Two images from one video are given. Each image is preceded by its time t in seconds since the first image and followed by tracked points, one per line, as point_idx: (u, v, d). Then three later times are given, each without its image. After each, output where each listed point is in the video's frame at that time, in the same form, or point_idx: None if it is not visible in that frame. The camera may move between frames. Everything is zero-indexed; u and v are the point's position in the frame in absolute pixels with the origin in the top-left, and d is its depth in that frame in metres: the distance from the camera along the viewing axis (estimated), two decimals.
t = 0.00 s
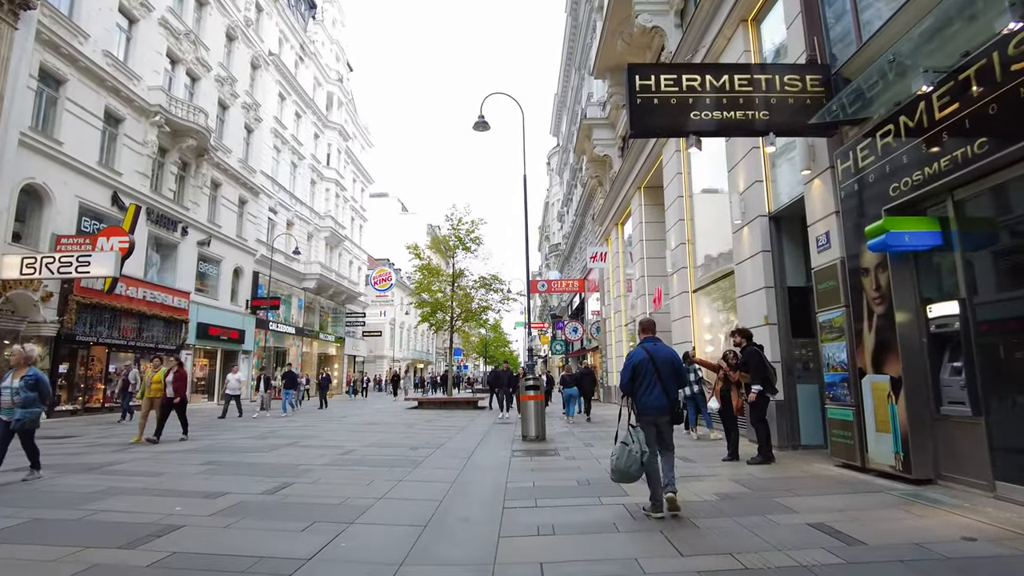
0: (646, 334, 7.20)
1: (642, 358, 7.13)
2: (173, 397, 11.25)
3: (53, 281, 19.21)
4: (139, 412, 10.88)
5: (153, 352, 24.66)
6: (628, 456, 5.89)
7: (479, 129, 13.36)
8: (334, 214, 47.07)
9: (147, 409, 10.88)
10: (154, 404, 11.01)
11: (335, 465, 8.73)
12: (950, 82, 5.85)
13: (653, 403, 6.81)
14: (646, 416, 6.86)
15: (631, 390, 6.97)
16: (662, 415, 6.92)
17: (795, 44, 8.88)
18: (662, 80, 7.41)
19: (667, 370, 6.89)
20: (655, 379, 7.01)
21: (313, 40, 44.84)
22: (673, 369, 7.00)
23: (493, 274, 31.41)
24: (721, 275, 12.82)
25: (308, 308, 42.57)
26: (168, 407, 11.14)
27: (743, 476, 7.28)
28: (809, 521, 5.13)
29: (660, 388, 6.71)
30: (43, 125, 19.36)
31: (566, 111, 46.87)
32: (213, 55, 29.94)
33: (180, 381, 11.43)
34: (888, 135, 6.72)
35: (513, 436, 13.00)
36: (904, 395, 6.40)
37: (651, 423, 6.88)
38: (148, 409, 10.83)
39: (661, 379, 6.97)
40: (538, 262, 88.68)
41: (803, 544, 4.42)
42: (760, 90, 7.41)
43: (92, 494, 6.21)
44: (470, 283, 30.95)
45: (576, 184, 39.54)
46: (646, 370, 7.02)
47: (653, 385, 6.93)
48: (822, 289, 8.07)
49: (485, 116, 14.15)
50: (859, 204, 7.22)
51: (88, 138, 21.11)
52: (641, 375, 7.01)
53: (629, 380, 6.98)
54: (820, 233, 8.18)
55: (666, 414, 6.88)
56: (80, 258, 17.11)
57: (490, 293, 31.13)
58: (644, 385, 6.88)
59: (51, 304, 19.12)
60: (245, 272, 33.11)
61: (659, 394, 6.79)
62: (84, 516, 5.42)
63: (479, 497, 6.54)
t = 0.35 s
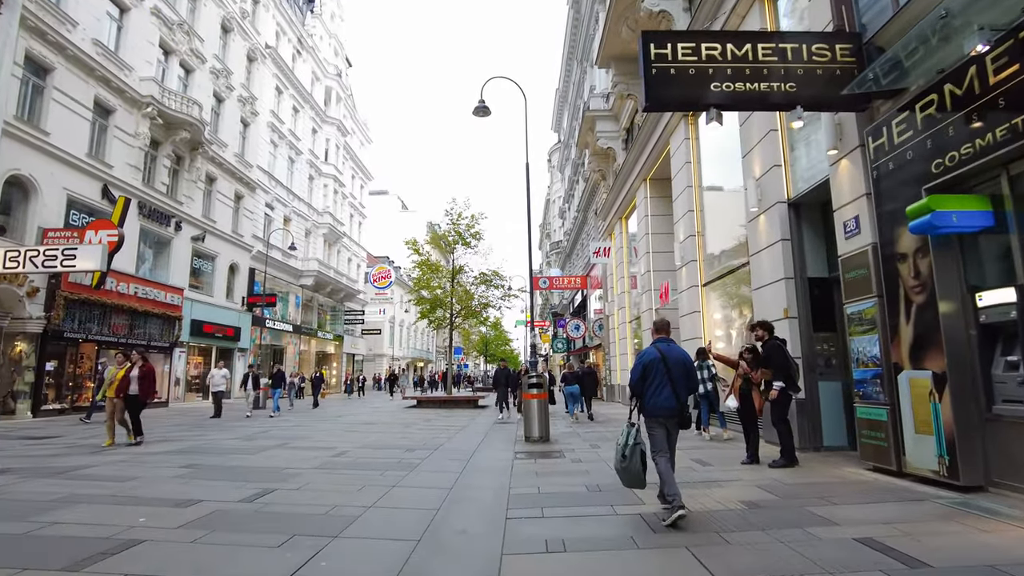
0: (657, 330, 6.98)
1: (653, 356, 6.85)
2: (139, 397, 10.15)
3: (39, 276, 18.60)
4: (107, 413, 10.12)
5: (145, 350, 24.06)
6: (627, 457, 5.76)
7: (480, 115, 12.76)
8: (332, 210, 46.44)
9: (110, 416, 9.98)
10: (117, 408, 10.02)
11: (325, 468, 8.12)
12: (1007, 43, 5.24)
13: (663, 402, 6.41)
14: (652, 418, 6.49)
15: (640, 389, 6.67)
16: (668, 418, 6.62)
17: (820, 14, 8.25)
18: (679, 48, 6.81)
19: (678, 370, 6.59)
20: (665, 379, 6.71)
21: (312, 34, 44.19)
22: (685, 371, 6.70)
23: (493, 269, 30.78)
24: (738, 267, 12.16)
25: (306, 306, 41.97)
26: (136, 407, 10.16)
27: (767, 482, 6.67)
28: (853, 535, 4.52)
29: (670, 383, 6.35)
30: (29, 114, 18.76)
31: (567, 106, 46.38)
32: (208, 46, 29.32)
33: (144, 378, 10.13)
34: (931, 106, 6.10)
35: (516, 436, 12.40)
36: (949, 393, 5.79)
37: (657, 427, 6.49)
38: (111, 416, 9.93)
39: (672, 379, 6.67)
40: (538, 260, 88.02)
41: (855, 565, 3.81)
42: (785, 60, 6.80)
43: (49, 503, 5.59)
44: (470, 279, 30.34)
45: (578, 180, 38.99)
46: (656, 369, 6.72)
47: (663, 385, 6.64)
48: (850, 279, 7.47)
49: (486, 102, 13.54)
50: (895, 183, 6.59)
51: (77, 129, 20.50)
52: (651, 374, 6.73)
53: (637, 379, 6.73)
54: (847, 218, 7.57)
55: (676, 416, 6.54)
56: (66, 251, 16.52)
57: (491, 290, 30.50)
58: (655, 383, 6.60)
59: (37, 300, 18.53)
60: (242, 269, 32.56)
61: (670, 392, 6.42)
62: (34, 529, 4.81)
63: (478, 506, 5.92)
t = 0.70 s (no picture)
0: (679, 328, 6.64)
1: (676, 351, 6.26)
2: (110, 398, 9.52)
3: (31, 272, 18.06)
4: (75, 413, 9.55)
5: (141, 349, 23.52)
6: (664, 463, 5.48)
7: (487, 102, 12.17)
8: (334, 208, 45.91)
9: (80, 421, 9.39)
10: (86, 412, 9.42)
11: (322, 474, 7.53)
12: None
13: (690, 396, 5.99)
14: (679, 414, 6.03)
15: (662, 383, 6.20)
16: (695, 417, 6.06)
17: None
18: (708, 16, 6.21)
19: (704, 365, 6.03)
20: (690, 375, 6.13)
21: (313, 30, 43.64)
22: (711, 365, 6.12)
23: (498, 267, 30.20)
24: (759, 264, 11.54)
25: (308, 304, 41.45)
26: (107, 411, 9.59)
27: (807, 493, 6.04)
28: (927, 561, 3.90)
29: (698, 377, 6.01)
30: (21, 106, 18.24)
31: (572, 103, 45.82)
32: (207, 40, 28.79)
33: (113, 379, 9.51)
34: (993, 75, 5.47)
35: (524, 439, 11.83)
36: (1017, 396, 5.16)
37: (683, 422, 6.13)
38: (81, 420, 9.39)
39: (697, 375, 6.09)
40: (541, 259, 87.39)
41: None
42: (825, 29, 6.17)
43: (11, 517, 5.01)
44: (474, 278, 29.75)
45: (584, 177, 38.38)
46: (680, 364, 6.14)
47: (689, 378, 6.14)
48: (890, 273, 6.89)
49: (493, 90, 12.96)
50: (949, 164, 5.95)
51: (71, 122, 19.96)
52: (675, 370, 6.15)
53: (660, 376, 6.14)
54: (889, 204, 6.93)
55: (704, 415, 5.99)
56: (57, 245, 16.00)
57: (495, 288, 29.89)
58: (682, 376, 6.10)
59: (29, 297, 17.99)
60: (242, 266, 32.03)
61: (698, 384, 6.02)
62: None
63: (489, 521, 5.32)
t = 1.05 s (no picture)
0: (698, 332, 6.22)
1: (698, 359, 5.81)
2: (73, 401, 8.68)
3: (32, 271, 17.66)
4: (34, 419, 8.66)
5: (145, 349, 23.10)
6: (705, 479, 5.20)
7: (501, 89, 11.57)
8: (342, 208, 45.52)
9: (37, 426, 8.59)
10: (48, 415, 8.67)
11: (323, 485, 6.95)
12: None
13: (716, 406, 5.52)
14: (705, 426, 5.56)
15: (687, 393, 5.73)
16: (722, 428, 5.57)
17: None
18: None
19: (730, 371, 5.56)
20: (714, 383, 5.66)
21: (321, 28, 43.24)
22: (736, 372, 5.65)
23: (508, 267, 29.61)
24: (772, 263, 11.47)
25: (316, 305, 41.07)
26: (77, 412, 8.89)
27: (864, 511, 5.37)
28: None
29: (723, 385, 5.55)
30: (22, 101, 17.85)
31: (583, 101, 45.26)
32: (213, 37, 28.41)
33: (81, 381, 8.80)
34: None
35: (539, 446, 11.22)
36: None
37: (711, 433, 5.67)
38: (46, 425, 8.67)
39: (721, 383, 5.63)
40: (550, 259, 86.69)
41: None
42: None
43: None
44: (484, 278, 29.17)
45: (595, 176, 37.74)
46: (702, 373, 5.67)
47: (714, 388, 5.69)
48: (948, 266, 6.23)
49: (506, 78, 12.37)
50: None
51: (73, 118, 19.55)
52: (698, 379, 5.68)
53: (683, 386, 5.67)
54: (949, 190, 6.25)
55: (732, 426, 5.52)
56: (56, 242, 15.55)
57: (505, 288, 29.29)
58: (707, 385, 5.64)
59: (30, 296, 17.57)
60: (249, 266, 31.67)
61: (724, 393, 5.55)
62: None
63: (507, 545, 4.69)
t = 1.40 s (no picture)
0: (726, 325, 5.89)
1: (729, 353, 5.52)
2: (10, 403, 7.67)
3: (27, 268, 17.17)
4: None
5: (145, 349, 22.60)
6: (709, 470, 4.96)
7: (511, 72, 10.98)
8: (347, 206, 45.00)
9: None
10: None
11: (321, 494, 6.35)
12: None
13: (748, 401, 5.25)
14: (735, 422, 5.29)
15: (717, 388, 5.44)
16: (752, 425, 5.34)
17: None
18: None
19: (765, 367, 5.31)
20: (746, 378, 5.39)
21: (325, 24, 42.72)
22: (769, 369, 5.40)
23: (516, 264, 28.96)
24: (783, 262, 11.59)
25: (320, 305, 40.56)
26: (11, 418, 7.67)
27: (930, 527, 4.74)
28: None
29: (756, 379, 5.29)
30: (17, 93, 17.35)
31: (591, 97, 44.52)
32: (215, 31, 27.90)
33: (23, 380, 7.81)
34: None
35: (552, 449, 10.60)
36: None
37: (740, 432, 5.31)
38: None
39: (754, 378, 5.36)
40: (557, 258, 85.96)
41: None
42: None
43: None
44: (491, 275, 28.53)
45: (603, 172, 36.99)
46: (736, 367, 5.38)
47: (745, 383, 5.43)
48: (1015, 251, 5.60)
49: (517, 61, 11.78)
50: None
51: (70, 111, 19.05)
52: (730, 373, 5.40)
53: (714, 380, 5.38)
54: (1017, 167, 5.61)
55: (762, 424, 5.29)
56: (49, 237, 15.02)
57: (512, 287, 28.66)
58: (737, 379, 5.38)
59: (25, 294, 17.07)
60: (253, 265, 31.21)
61: (757, 388, 5.29)
62: None
63: (528, 566, 4.09)
